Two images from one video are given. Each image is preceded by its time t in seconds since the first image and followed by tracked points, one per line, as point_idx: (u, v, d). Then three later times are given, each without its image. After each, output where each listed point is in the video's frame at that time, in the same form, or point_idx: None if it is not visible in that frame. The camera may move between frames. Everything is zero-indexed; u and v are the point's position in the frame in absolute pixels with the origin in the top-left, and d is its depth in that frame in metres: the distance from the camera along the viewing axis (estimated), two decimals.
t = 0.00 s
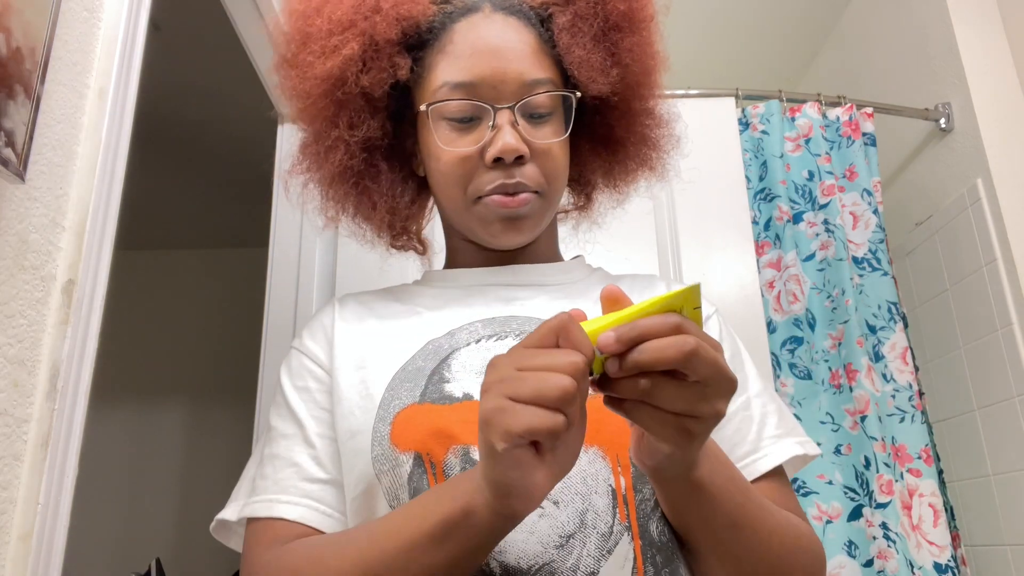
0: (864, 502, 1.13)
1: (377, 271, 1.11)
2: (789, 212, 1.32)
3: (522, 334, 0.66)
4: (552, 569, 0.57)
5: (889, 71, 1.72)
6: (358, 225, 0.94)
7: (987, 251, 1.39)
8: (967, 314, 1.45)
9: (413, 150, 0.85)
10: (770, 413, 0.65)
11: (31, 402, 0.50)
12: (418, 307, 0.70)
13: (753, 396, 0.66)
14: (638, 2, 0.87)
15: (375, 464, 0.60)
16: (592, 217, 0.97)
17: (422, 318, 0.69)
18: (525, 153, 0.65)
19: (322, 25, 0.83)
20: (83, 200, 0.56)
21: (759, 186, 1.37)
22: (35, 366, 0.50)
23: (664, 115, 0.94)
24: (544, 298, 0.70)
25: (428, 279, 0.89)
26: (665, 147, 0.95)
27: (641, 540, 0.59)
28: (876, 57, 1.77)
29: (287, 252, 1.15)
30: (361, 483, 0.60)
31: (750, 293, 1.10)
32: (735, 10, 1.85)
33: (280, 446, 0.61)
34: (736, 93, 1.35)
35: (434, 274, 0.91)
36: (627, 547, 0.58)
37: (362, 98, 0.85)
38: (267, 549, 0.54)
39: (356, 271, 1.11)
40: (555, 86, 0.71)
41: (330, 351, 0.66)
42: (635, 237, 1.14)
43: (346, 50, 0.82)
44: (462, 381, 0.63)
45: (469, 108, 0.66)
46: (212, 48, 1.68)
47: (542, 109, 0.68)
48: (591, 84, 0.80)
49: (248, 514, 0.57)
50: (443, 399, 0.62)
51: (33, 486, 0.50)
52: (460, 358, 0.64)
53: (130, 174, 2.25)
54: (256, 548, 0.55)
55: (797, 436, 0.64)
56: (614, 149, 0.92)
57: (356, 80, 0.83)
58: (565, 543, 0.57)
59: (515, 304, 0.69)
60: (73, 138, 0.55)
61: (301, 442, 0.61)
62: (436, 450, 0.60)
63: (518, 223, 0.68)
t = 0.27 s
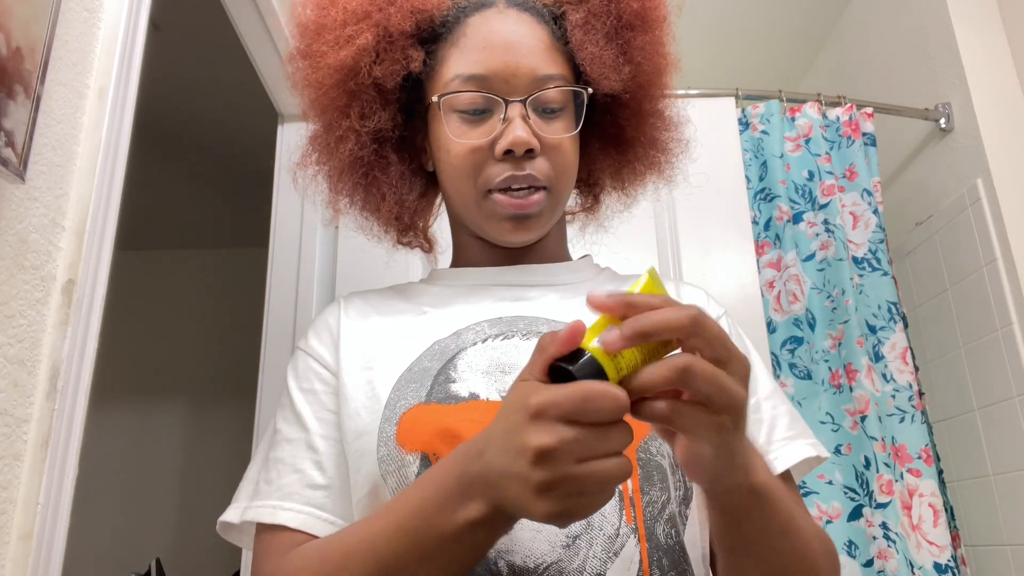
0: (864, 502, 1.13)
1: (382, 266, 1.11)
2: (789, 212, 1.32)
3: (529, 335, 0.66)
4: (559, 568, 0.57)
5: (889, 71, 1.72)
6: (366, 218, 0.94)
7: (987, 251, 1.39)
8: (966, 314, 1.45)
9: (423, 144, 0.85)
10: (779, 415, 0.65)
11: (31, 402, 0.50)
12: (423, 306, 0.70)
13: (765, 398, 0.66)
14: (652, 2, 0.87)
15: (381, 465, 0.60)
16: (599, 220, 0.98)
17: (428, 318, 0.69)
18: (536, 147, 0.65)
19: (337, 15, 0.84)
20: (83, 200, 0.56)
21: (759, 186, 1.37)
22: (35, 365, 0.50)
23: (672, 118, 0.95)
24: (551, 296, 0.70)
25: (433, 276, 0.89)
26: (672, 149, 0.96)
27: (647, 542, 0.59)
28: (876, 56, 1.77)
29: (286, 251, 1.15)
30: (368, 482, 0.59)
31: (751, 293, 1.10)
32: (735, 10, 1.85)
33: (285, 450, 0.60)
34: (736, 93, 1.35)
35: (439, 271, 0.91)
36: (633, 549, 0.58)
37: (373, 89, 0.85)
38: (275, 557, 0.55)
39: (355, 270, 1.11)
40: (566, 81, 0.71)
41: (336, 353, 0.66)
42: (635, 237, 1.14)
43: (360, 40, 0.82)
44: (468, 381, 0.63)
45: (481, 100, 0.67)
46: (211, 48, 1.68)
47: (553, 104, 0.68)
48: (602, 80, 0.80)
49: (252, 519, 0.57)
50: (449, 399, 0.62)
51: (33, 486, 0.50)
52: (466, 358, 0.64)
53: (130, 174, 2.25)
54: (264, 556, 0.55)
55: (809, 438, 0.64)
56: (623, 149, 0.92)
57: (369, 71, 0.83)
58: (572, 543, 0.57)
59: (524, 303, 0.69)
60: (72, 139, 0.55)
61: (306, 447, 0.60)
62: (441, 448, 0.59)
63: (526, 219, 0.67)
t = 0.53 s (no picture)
0: (864, 502, 1.13)
1: (388, 266, 1.11)
2: (789, 212, 1.32)
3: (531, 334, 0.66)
4: (557, 567, 0.57)
5: (889, 72, 1.72)
6: (372, 218, 0.94)
7: (987, 251, 1.39)
8: (966, 314, 1.45)
9: (428, 144, 0.85)
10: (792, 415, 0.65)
11: (31, 402, 0.50)
12: (428, 307, 0.70)
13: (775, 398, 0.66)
14: (660, 4, 0.87)
15: (382, 462, 0.59)
16: (607, 218, 0.98)
17: (434, 319, 0.69)
18: (538, 150, 0.65)
19: (343, 16, 0.84)
20: (83, 200, 0.56)
21: (759, 186, 1.37)
22: (35, 366, 0.50)
23: (682, 119, 0.95)
24: (555, 296, 0.70)
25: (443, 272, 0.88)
26: (681, 150, 0.96)
27: (648, 540, 0.59)
28: (876, 56, 1.77)
29: (287, 251, 1.15)
30: (370, 480, 0.59)
31: (751, 293, 1.10)
32: (735, 10, 1.84)
33: (288, 455, 0.61)
34: (736, 93, 1.35)
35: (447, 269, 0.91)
36: (634, 547, 0.58)
37: (379, 90, 0.85)
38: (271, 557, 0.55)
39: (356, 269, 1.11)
40: (573, 84, 0.70)
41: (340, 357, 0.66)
42: (636, 236, 1.14)
43: (365, 41, 0.82)
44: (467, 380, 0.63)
45: (484, 102, 0.67)
46: (211, 48, 1.68)
47: (556, 106, 0.68)
48: (607, 83, 0.80)
49: (255, 524, 0.57)
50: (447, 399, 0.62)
51: (33, 487, 0.49)
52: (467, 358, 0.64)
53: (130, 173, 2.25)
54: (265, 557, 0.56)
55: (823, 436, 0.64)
56: (630, 150, 0.92)
57: (374, 72, 0.83)
58: (570, 541, 0.58)
59: (527, 303, 0.69)
60: (73, 139, 0.55)
61: (306, 451, 0.61)
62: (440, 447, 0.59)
63: (529, 222, 0.67)
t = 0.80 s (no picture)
0: (864, 503, 1.13)
1: (393, 264, 1.11)
2: (789, 212, 1.32)
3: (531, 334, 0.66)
4: (558, 567, 0.57)
5: (889, 72, 1.72)
6: (373, 216, 0.95)
7: (987, 251, 1.39)
8: (966, 314, 1.45)
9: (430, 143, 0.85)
10: (800, 413, 0.65)
11: (31, 402, 0.50)
12: (431, 310, 0.70)
13: (780, 397, 0.66)
14: (661, 4, 0.87)
15: (384, 466, 0.60)
16: (611, 218, 0.98)
17: (436, 321, 0.69)
18: (536, 151, 0.65)
19: (344, 17, 0.84)
20: (83, 200, 0.56)
21: (759, 186, 1.37)
22: (35, 366, 0.50)
23: (684, 119, 0.95)
24: (556, 296, 0.70)
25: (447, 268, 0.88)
26: (685, 150, 0.96)
27: (649, 539, 0.59)
28: (876, 56, 1.77)
29: (287, 251, 1.15)
30: (371, 484, 0.59)
31: (751, 293, 1.10)
32: (735, 10, 1.84)
33: (288, 460, 0.61)
34: (736, 93, 1.35)
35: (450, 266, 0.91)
36: (635, 546, 0.58)
37: (380, 91, 0.85)
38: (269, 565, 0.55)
39: (357, 268, 1.11)
40: (570, 85, 0.71)
41: (341, 361, 0.66)
42: (636, 237, 1.14)
43: (365, 43, 0.82)
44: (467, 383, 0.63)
45: (483, 103, 0.67)
46: (210, 48, 1.68)
47: (555, 108, 0.68)
48: (606, 84, 0.79)
49: (257, 528, 0.58)
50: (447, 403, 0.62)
51: (33, 486, 0.49)
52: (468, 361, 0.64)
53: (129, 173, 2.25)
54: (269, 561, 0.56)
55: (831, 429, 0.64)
56: (632, 151, 0.92)
57: (375, 73, 0.83)
58: (572, 542, 0.58)
59: (527, 303, 0.69)
60: (73, 139, 0.55)
61: (306, 456, 0.61)
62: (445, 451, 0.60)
63: (527, 223, 0.68)
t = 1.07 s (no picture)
0: (864, 502, 1.13)
1: (392, 268, 1.11)
2: (789, 212, 1.32)
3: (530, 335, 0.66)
4: (559, 569, 0.57)
5: (889, 72, 1.72)
6: (367, 219, 0.94)
7: (987, 251, 1.39)
8: (966, 314, 1.45)
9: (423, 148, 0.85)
10: (802, 411, 0.65)
11: (31, 402, 0.50)
12: (430, 312, 0.70)
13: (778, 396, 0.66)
14: None
15: (385, 470, 0.59)
16: (610, 214, 1.00)
17: (435, 323, 0.69)
18: (525, 148, 0.65)
19: (331, 28, 0.84)
20: (83, 200, 0.56)
21: (759, 186, 1.37)
22: (35, 365, 0.50)
23: (676, 114, 0.95)
24: (554, 295, 0.70)
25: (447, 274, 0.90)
26: (682, 144, 0.96)
27: (650, 540, 0.59)
28: (875, 56, 1.77)
29: (287, 251, 1.15)
30: (372, 490, 0.59)
31: (751, 293, 1.10)
32: (734, 10, 1.84)
33: (290, 468, 0.62)
34: (736, 93, 1.35)
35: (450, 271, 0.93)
36: (636, 547, 0.58)
37: (369, 98, 0.85)
38: None
39: (357, 268, 1.11)
40: (557, 81, 0.71)
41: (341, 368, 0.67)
42: (636, 237, 1.14)
43: (352, 52, 0.82)
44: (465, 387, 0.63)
45: (470, 103, 0.67)
46: (210, 48, 1.68)
47: (542, 104, 0.68)
48: (593, 77, 0.79)
49: (260, 538, 0.59)
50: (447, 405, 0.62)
51: (33, 486, 0.50)
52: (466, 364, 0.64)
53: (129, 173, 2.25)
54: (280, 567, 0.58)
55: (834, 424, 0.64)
56: (624, 145, 0.92)
57: (363, 81, 0.83)
58: (572, 543, 0.58)
59: (527, 304, 0.69)
60: (73, 139, 0.55)
61: (308, 464, 0.62)
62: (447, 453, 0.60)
63: (520, 221, 0.68)
